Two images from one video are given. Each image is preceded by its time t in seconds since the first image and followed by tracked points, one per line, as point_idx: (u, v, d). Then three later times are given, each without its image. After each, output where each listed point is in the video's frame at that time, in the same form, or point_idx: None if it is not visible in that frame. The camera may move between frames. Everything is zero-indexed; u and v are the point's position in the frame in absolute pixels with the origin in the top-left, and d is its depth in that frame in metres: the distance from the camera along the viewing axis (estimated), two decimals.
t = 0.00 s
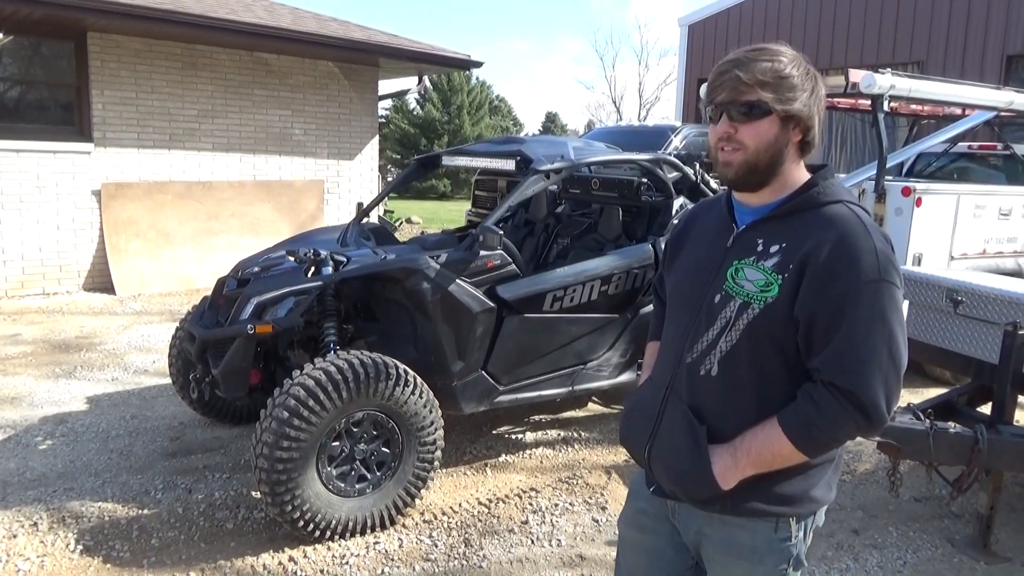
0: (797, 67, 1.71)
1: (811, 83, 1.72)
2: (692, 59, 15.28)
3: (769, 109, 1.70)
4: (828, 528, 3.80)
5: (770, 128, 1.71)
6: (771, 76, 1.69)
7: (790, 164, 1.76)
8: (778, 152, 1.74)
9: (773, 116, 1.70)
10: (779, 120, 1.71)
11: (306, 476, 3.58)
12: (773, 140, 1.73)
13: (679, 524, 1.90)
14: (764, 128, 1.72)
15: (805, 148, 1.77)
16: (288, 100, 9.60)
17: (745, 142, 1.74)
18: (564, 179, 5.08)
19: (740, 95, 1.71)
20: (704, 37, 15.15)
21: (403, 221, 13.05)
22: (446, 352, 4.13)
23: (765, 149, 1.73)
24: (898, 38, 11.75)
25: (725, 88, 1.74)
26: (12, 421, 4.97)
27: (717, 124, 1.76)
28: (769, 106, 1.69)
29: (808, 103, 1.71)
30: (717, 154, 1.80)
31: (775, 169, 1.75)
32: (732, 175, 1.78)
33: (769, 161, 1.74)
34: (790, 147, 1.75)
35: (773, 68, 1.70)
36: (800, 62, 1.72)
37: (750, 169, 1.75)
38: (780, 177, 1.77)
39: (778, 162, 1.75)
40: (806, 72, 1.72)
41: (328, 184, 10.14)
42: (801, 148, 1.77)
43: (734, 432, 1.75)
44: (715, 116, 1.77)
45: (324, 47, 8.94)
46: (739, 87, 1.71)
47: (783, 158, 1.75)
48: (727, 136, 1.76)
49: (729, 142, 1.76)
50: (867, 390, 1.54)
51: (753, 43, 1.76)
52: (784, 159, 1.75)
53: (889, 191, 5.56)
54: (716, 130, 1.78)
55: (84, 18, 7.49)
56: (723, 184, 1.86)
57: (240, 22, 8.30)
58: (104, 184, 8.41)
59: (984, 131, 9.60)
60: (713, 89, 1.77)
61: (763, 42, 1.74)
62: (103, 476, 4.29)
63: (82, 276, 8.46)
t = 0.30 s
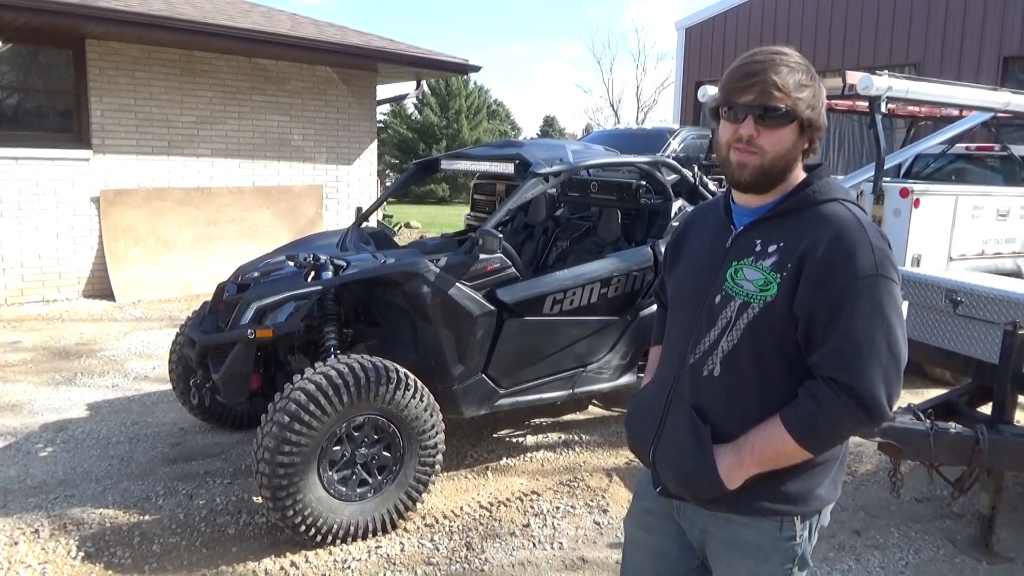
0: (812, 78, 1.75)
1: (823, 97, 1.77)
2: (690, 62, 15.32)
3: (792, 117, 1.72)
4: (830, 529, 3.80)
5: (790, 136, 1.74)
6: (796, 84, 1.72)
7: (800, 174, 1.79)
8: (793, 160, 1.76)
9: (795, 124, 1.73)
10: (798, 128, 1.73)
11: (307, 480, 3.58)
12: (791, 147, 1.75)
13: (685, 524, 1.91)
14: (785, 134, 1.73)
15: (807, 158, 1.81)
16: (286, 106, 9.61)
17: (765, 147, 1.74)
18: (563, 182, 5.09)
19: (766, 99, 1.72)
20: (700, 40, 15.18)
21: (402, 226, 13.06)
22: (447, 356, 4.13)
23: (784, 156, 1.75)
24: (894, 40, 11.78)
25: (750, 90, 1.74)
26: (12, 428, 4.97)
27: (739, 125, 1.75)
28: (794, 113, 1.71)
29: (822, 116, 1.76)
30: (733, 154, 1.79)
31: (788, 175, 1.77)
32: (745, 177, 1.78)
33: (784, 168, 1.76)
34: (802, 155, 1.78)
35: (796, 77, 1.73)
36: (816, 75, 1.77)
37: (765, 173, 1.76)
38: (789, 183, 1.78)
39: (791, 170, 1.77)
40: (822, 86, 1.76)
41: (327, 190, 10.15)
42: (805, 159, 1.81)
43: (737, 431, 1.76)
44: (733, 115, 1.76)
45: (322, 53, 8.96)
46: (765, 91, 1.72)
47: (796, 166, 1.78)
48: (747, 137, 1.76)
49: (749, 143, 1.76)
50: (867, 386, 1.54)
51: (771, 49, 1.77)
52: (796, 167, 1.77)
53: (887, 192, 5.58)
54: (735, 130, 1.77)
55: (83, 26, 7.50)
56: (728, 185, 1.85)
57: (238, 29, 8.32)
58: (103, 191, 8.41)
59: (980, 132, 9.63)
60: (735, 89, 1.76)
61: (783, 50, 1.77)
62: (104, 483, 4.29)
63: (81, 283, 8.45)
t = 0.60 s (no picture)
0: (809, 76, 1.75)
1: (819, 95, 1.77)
2: (688, 61, 15.33)
3: (788, 116, 1.72)
4: (829, 525, 3.80)
5: (786, 135, 1.74)
6: (792, 83, 1.72)
7: (796, 172, 1.80)
8: (790, 159, 1.76)
9: (791, 123, 1.73)
10: (794, 127, 1.74)
11: (306, 479, 3.58)
12: (788, 146, 1.75)
13: (684, 518, 1.91)
14: (781, 134, 1.74)
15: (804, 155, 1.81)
16: (284, 106, 9.62)
17: (762, 146, 1.75)
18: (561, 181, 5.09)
19: (762, 98, 1.72)
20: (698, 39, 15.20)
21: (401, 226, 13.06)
22: (445, 354, 4.13)
23: (781, 155, 1.75)
24: (892, 38, 11.79)
25: (746, 90, 1.74)
26: (11, 429, 4.97)
27: (736, 125, 1.75)
28: (790, 113, 1.72)
29: (818, 114, 1.76)
30: (729, 153, 1.79)
31: (785, 174, 1.78)
32: (742, 177, 1.78)
33: (780, 166, 1.76)
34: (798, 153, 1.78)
35: (792, 76, 1.73)
36: (812, 73, 1.77)
37: (763, 172, 1.76)
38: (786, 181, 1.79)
39: (788, 168, 1.77)
40: (817, 84, 1.77)
41: (325, 190, 10.15)
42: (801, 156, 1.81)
43: (736, 426, 1.76)
44: (729, 114, 1.76)
45: (320, 53, 8.96)
46: (762, 90, 1.72)
47: (792, 165, 1.78)
48: (743, 137, 1.76)
49: (745, 143, 1.76)
50: (864, 380, 1.55)
51: (767, 47, 1.77)
52: (792, 165, 1.78)
53: (885, 190, 5.60)
54: (731, 129, 1.77)
55: (80, 27, 7.51)
56: (724, 183, 1.85)
57: (236, 29, 8.32)
58: (102, 192, 8.41)
59: (978, 130, 9.64)
60: (730, 88, 1.76)
61: (779, 49, 1.77)
62: (103, 483, 4.29)
63: (80, 284, 8.45)
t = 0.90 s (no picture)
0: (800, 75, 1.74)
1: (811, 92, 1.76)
2: (687, 59, 15.34)
3: (776, 116, 1.72)
4: (828, 523, 3.81)
5: (774, 135, 1.74)
6: (779, 83, 1.72)
7: (789, 171, 1.80)
8: (781, 159, 1.77)
9: (780, 123, 1.73)
10: (783, 127, 1.74)
11: (307, 478, 3.59)
12: (777, 145, 1.75)
13: (682, 515, 1.92)
14: (769, 135, 1.74)
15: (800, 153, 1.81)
16: (283, 106, 9.63)
17: (750, 147, 1.75)
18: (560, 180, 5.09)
19: (749, 99, 1.73)
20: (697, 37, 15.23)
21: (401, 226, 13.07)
22: (445, 354, 4.14)
23: (770, 155, 1.75)
24: (891, 36, 11.79)
25: (733, 90, 1.75)
26: (12, 429, 4.98)
27: (723, 126, 1.77)
28: (777, 114, 1.72)
29: (810, 112, 1.75)
30: (719, 154, 1.80)
31: (776, 173, 1.78)
32: (732, 177, 1.80)
33: (770, 167, 1.77)
34: (790, 151, 1.78)
35: (780, 75, 1.72)
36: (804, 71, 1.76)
37: (752, 173, 1.77)
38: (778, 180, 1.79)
39: (779, 167, 1.78)
40: (810, 82, 1.76)
41: (325, 190, 10.16)
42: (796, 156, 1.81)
43: (734, 424, 1.76)
44: (719, 116, 1.78)
45: (319, 53, 8.97)
46: (749, 91, 1.73)
47: (784, 165, 1.78)
48: (731, 138, 1.77)
49: (733, 144, 1.77)
50: (862, 378, 1.56)
51: (757, 46, 1.77)
52: (785, 165, 1.78)
53: (884, 187, 5.61)
54: (720, 130, 1.78)
55: (80, 27, 7.52)
56: (718, 184, 1.87)
57: (235, 29, 8.32)
58: (102, 193, 8.42)
59: (977, 127, 9.64)
60: (720, 90, 1.77)
61: (771, 47, 1.76)
62: (104, 483, 4.30)
63: (80, 284, 8.46)
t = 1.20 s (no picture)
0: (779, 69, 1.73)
1: (794, 85, 1.74)
2: (688, 58, 15.35)
3: (750, 111, 1.73)
4: (828, 520, 3.82)
5: (751, 131, 1.74)
6: (755, 78, 1.72)
7: (773, 165, 1.79)
8: (760, 154, 1.76)
9: (756, 119, 1.73)
10: (759, 122, 1.73)
11: (308, 477, 3.61)
12: (755, 141, 1.75)
13: (678, 512, 1.93)
14: (745, 130, 1.74)
15: (789, 147, 1.79)
16: (284, 105, 9.64)
17: (726, 144, 1.77)
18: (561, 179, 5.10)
19: (722, 97, 1.75)
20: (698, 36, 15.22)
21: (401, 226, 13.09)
22: (445, 352, 4.15)
23: (747, 151, 1.76)
24: (891, 34, 11.78)
25: (709, 89, 1.77)
26: (14, 429, 4.99)
27: (700, 125, 1.80)
28: (752, 108, 1.72)
29: (791, 106, 1.73)
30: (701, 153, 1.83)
31: (758, 168, 1.78)
32: (714, 175, 1.82)
33: (750, 163, 1.77)
34: (773, 147, 1.77)
35: (754, 71, 1.72)
36: (784, 65, 1.74)
37: (731, 170, 1.78)
38: (763, 175, 1.79)
39: (761, 163, 1.77)
40: (791, 75, 1.74)
41: (326, 189, 10.17)
42: (784, 150, 1.79)
43: (728, 423, 1.77)
44: (699, 116, 1.80)
45: (320, 52, 8.97)
46: (722, 89, 1.75)
47: (766, 160, 1.77)
48: (709, 136, 1.79)
49: (711, 142, 1.79)
50: (855, 377, 1.56)
51: (738, 44, 1.78)
52: (768, 160, 1.77)
53: (884, 186, 5.62)
54: (700, 129, 1.81)
55: (80, 27, 7.52)
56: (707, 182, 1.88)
57: (235, 28, 8.33)
58: (103, 193, 8.43)
59: (977, 124, 9.63)
60: (699, 89, 1.80)
61: (752, 44, 1.77)
62: (106, 482, 4.31)
63: (81, 284, 8.48)
